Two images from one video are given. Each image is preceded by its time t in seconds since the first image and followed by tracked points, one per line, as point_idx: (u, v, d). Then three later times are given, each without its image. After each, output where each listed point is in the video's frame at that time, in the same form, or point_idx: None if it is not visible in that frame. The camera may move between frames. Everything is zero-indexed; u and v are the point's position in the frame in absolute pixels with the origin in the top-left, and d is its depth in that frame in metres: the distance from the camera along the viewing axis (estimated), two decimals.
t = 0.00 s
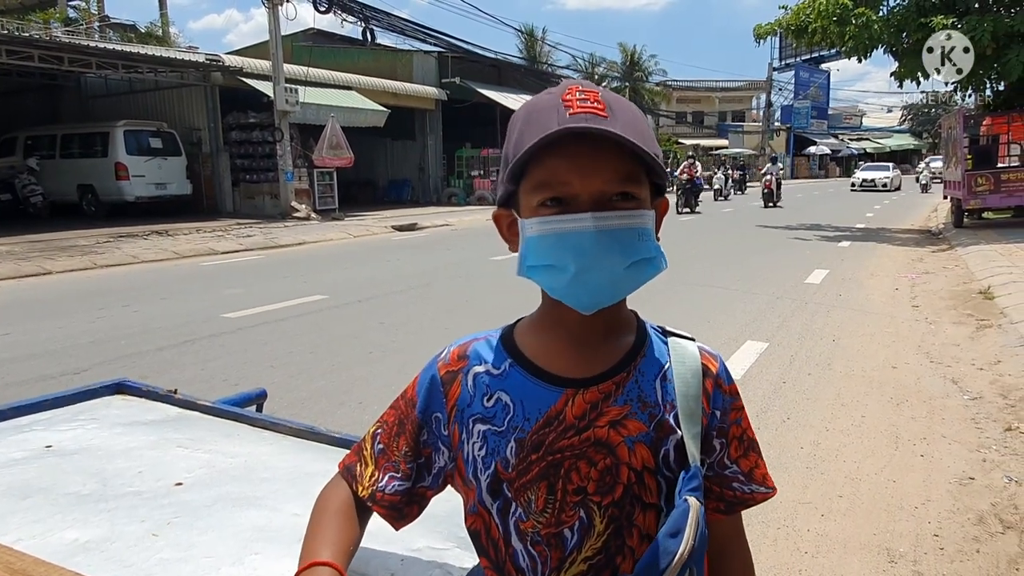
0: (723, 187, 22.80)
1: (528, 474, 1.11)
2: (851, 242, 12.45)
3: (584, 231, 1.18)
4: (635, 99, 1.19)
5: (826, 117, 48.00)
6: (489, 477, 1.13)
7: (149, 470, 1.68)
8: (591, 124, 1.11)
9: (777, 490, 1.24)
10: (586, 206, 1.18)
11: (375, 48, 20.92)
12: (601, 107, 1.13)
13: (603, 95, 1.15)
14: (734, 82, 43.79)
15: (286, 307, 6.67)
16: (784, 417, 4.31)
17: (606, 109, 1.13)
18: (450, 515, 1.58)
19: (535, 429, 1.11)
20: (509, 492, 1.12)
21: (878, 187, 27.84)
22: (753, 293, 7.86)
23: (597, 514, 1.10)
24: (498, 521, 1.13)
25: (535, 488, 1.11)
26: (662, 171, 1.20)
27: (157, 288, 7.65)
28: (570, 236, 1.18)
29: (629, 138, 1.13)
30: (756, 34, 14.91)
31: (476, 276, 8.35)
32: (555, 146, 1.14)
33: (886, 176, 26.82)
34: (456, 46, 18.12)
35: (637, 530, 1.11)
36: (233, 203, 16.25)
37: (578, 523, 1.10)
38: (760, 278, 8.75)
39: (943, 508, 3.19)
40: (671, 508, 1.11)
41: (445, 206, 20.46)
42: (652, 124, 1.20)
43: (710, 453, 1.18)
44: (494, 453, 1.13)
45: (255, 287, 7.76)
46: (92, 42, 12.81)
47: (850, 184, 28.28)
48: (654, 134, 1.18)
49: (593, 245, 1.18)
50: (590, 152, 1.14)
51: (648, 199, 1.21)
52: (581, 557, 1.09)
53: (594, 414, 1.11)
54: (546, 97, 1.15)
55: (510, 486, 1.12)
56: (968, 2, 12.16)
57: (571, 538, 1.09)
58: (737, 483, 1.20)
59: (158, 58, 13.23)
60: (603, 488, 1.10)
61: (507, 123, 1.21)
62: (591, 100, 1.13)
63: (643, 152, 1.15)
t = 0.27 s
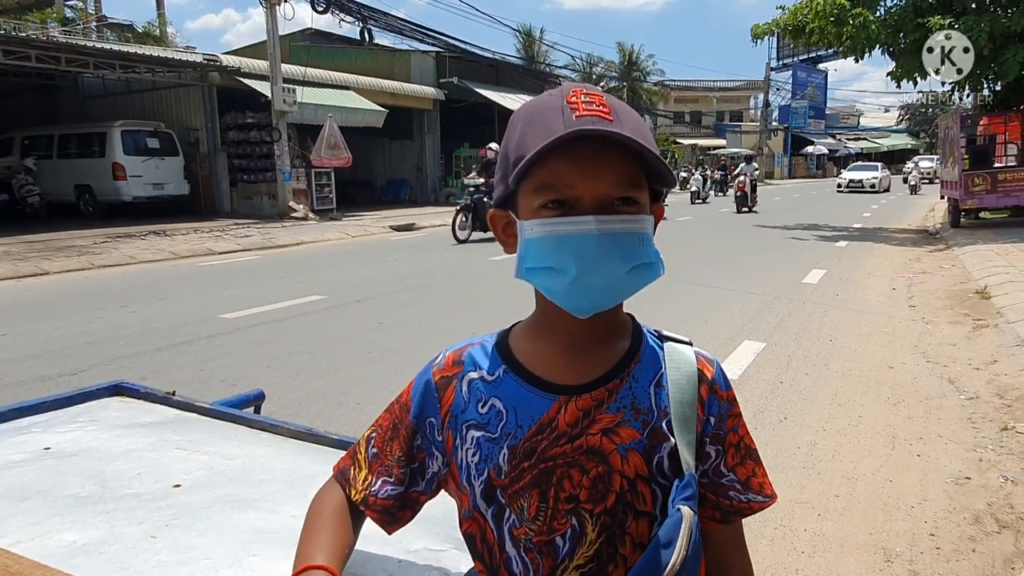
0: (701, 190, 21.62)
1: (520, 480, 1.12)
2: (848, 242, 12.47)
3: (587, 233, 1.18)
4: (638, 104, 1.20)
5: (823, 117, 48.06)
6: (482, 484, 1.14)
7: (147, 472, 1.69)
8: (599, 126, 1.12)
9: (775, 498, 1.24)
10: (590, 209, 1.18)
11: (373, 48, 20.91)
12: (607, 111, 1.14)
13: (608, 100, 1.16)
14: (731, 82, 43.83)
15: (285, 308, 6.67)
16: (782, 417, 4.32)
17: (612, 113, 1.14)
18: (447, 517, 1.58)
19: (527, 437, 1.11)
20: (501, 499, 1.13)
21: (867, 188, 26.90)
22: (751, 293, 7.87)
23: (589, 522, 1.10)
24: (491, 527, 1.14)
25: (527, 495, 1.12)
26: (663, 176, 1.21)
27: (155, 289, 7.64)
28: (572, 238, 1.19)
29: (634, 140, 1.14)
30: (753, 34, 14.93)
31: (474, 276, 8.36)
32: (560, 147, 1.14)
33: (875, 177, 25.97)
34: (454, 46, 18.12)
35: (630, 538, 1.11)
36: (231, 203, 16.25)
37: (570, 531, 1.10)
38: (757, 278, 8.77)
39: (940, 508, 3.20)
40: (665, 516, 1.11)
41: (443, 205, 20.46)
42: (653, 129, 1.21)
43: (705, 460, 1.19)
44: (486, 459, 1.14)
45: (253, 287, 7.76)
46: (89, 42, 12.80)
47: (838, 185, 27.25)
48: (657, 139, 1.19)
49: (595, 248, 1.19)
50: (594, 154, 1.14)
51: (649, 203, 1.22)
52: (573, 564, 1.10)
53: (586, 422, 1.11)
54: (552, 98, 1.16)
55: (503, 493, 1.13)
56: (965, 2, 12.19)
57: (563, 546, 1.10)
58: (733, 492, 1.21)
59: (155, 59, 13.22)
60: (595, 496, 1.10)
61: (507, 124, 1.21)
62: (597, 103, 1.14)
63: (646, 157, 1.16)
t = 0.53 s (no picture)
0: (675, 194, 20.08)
1: (516, 476, 1.13)
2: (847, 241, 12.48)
3: (589, 232, 1.19)
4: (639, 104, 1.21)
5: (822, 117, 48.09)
6: (479, 480, 1.15)
7: (148, 468, 1.70)
8: (602, 127, 1.13)
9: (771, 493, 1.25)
10: (591, 209, 1.19)
11: (372, 48, 20.91)
12: (611, 111, 1.15)
13: (610, 98, 1.17)
14: (730, 82, 43.85)
15: (284, 307, 6.68)
16: (781, 415, 4.33)
17: (615, 112, 1.15)
18: (447, 512, 1.59)
19: (523, 432, 1.12)
20: (497, 495, 1.14)
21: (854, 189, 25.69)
22: (749, 292, 7.87)
23: (585, 517, 1.11)
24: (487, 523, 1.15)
25: (523, 490, 1.13)
26: (662, 175, 1.22)
27: (154, 288, 7.64)
28: (572, 237, 1.19)
29: (637, 140, 1.15)
30: (752, 34, 14.95)
31: (473, 276, 8.36)
32: (564, 146, 1.14)
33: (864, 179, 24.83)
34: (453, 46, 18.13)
35: (626, 533, 1.12)
36: (230, 203, 16.27)
37: (566, 526, 1.11)
38: (756, 277, 8.78)
39: (938, 506, 3.22)
40: (660, 511, 1.12)
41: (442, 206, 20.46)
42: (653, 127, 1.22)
43: (701, 455, 1.20)
44: (482, 454, 1.15)
45: (253, 287, 7.76)
46: (88, 41, 12.80)
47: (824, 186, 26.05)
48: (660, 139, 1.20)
49: (596, 247, 1.20)
50: (596, 154, 1.15)
51: (648, 202, 1.23)
52: (569, 559, 1.11)
53: (582, 417, 1.12)
54: (552, 96, 1.17)
55: (498, 488, 1.14)
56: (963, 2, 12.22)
57: (559, 540, 1.11)
58: (729, 486, 1.22)
59: (154, 59, 13.22)
60: (591, 491, 1.11)
61: (507, 121, 1.22)
62: (600, 103, 1.15)
63: (646, 156, 1.17)
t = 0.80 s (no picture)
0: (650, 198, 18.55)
1: (515, 477, 1.13)
2: (846, 241, 12.50)
3: (588, 233, 1.20)
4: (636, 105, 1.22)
5: (822, 118, 48.13)
6: (478, 481, 1.16)
7: (147, 470, 1.71)
8: (601, 127, 1.13)
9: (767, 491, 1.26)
10: (590, 210, 1.20)
11: (372, 49, 20.93)
12: (608, 110, 1.15)
13: (608, 98, 1.18)
14: (730, 83, 43.96)
15: (285, 308, 6.68)
16: (780, 416, 4.33)
17: (614, 113, 1.15)
18: (447, 513, 1.60)
19: (522, 433, 1.13)
20: (496, 495, 1.15)
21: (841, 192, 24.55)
22: (749, 292, 7.88)
23: (584, 517, 1.12)
24: (485, 523, 1.16)
25: (522, 491, 1.13)
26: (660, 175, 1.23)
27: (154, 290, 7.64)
28: (571, 239, 1.20)
29: (636, 140, 1.16)
30: (751, 34, 14.95)
31: (473, 277, 8.37)
32: (565, 147, 1.14)
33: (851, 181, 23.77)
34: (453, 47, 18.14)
35: (625, 533, 1.13)
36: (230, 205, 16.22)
37: (565, 527, 1.12)
38: (756, 278, 8.78)
39: (937, 506, 3.22)
40: (658, 511, 1.13)
41: (442, 206, 20.48)
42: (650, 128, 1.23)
43: (698, 455, 1.21)
44: (480, 455, 1.15)
45: (253, 288, 7.77)
46: (89, 43, 12.80)
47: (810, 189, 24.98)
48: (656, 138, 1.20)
49: (597, 248, 1.20)
50: (595, 153, 1.16)
51: (646, 203, 1.24)
52: (568, 560, 1.12)
53: (581, 418, 1.13)
54: (549, 96, 1.17)
55: (494, 490, 1.15)
56: (962, 2, 12.22)
57: (559, 541, 1.12)
58: (725, 485, 1.23)
59: (154, 60, 13.24)
60: (590, 491, 1.12)
61: (505, 120, 1.22)
62: (598, 103, 1.16)
63: (645, 157, 1.17)
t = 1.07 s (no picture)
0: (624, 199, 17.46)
1: (515, 478, 1.13)
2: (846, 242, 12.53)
3: (589, 239, 1.19)
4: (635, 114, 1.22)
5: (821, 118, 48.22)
6: (477, 482, 1.15)
7: (144, 474, 1.71)
8: (601, 134, 1.13)
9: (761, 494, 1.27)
10: (589, 215, 1.20)
11: (371, 50, 20.94)
12: (609, 117, 1.15)
13: (609, 104, 1.17)
14: (729, 83, 44.00)
15: (284, 310, 6.68)
16: (780, 416, 4.34)
17: (615, 120, 1.15)
18: (444, 517, 1.60)
19: (522, 434, 1.12)
20: (494, 496, 1.14)
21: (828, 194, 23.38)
22: (749, 293, 7.88)
23: (584, 518, 1.12)
24: (483, 524, 1.15)
25: (521, 492, 1.13)
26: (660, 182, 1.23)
27: (153, 291, 7.65)
28: (572, 244, 1.20)
29: (638, 147, 1.16)
30: (750, 35, 14.97)
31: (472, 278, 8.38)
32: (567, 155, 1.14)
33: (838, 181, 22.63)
34: (453, 48, 18.16)
35: (623, 534, 1.13)
36: (231, 206, 16.21)
37: (565, 528, 1.11)
38: (756, 278, 8.79)
39: (937, 507, 3.22)
40: (656, 512, 1.13)
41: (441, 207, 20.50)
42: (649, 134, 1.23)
43: (695, 458, 1.21)
44: (480, 456, 1.14)
45: (253, 289, 7.78)
46: (88, 44, 12.81)
47: (795, 190, 23.80)
48: (656, 145, 1.20)
49: (597, 254, 1.20)
50: (596, 161, 1.15)
51: (646, 209, 1.24)
52: (567, 562, 1.12)
53: (582, 420, 1.13)
54: (550, 101, 1.17)
55: (494, 491, 1.14)
56: (961, 2, 12.23)
57: (558, 543, 1.11)
58: (721, 488, 1.23)
59: (154, 61, 13.25)
60: (589, 493, 1.12)
61: (505, 125, 1.21)
62: (599, 109, 1.15)
63: (647, 164, 1.17)
